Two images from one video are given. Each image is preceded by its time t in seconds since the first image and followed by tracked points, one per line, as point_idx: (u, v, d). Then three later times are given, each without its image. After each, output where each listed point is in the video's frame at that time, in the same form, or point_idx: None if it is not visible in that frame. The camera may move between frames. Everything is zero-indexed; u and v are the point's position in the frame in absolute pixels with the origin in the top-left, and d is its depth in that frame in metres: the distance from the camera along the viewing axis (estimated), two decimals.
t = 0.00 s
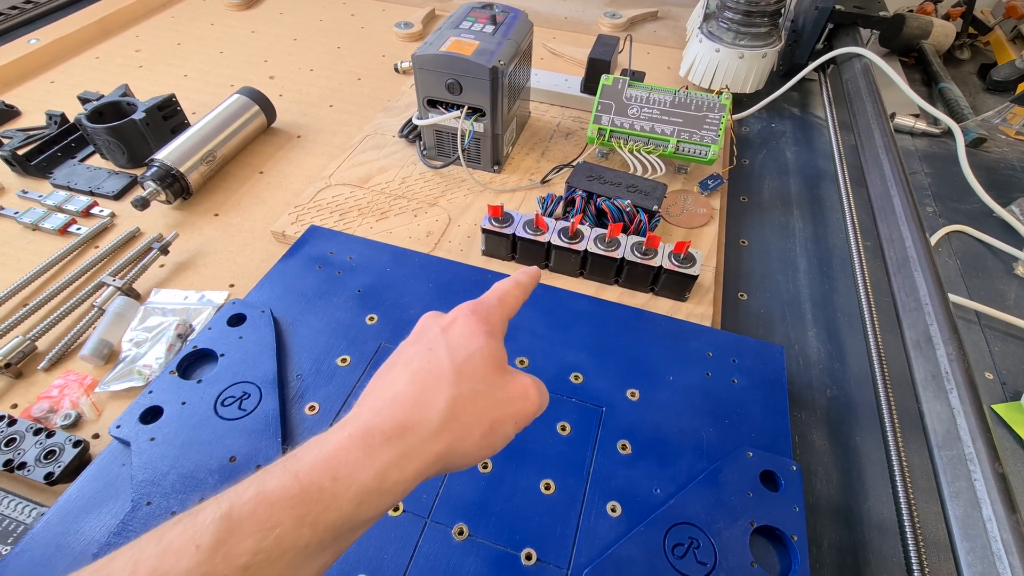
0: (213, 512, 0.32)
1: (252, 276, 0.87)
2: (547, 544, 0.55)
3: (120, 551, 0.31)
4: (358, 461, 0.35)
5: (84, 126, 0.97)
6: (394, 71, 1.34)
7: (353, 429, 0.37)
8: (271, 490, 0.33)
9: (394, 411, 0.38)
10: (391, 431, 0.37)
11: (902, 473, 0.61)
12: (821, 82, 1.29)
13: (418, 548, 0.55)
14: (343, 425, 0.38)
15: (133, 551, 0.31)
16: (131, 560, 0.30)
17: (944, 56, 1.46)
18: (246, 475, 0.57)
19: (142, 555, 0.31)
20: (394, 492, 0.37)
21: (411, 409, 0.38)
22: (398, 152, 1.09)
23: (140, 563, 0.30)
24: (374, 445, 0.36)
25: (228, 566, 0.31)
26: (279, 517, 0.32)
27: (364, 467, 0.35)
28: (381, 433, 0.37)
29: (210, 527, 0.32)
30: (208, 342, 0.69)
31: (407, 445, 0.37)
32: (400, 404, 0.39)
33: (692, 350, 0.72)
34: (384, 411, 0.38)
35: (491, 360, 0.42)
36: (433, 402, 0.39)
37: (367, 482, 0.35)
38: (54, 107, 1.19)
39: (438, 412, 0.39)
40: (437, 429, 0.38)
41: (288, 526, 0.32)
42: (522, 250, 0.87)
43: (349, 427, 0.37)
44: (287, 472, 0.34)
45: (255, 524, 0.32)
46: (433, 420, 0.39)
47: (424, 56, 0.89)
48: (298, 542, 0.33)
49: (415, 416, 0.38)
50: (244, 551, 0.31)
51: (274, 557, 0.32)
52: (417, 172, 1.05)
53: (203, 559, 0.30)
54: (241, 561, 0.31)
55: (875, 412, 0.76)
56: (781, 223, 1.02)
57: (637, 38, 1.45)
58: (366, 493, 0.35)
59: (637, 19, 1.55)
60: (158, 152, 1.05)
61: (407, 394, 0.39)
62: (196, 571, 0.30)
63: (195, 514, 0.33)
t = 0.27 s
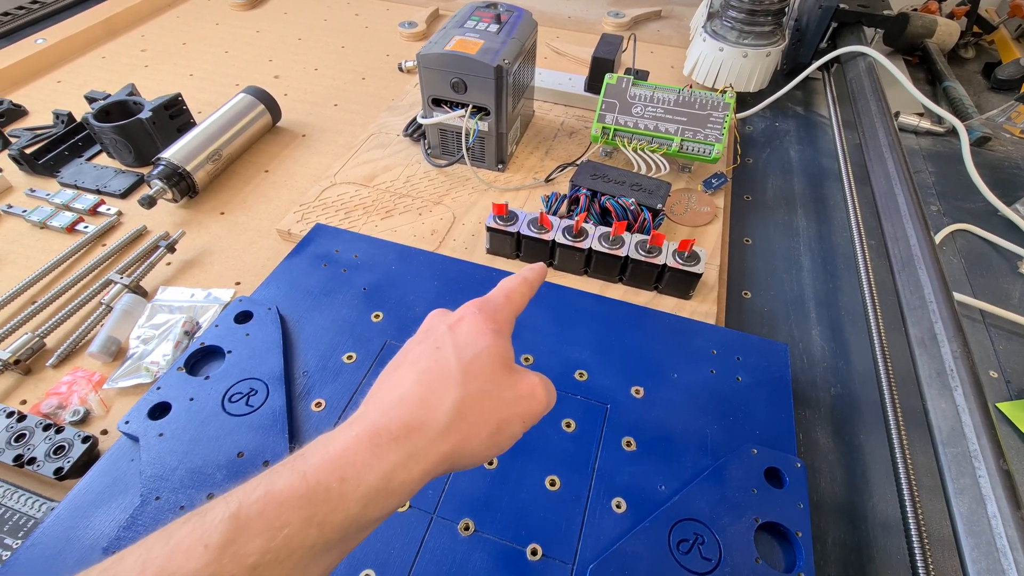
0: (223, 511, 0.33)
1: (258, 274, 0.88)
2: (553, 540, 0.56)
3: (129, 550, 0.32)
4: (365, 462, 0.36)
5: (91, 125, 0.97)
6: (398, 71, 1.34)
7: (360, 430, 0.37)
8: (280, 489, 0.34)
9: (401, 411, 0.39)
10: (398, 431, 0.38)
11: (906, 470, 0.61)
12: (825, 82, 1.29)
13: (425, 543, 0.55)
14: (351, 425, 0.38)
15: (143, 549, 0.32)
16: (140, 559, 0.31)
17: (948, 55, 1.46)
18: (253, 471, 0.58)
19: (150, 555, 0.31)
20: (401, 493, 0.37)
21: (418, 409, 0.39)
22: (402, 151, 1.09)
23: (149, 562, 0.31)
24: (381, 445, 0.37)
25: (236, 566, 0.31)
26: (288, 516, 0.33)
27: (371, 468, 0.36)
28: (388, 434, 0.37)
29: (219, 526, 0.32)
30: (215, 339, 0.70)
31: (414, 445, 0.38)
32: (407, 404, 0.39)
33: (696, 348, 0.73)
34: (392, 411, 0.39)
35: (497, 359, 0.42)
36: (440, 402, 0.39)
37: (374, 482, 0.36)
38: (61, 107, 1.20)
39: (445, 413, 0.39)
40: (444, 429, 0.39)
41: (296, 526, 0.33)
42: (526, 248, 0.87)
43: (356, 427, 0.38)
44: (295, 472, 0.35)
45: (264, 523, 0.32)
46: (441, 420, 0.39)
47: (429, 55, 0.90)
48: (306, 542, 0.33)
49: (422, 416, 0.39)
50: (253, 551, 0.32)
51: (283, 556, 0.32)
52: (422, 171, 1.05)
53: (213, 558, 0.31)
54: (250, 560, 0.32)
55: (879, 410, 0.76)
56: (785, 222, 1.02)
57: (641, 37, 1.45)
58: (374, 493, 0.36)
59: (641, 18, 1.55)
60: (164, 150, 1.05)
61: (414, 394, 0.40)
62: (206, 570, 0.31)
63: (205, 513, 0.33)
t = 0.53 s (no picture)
0: (221, 515, 0.33)
1: (258, 275, 0.88)
2: (553, 544, 0.55)
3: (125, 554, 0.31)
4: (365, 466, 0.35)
5: (92, 126, 0.97)
6: (399, 71, 1.34)
7: (361, 432, 0.37)
8: (279, 493, 0.33)
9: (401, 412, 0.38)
10: (399, 434, 0.37)
11: (909, 473, 0.61)
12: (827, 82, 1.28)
13: (424, 547, 0.55)
14: (351, 427, 0.38)
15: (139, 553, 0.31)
16: (137, 564, 0.31)
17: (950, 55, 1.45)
18: (252, 473, 0.58)
19: (147, 559, 0.31)
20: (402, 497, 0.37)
21: (421, 411, 0.38)
22: (403, 152, 1.09)
23: (145, 567, 0.30)
24: (382, 449, 0.36)
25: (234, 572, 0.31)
26: (287, 521, 0.32)
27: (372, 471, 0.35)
28: (389, 436, 0.37)
29: (217, 531, 0.32)
30: (215, 340, 0.70)
31: (416, 449, 0.37)
32: (410, 405, 0.39)
33: (697, 350, 0.72)
34: (394, 412, 0.38)
35: (502, 359, 0.42)
36: (443, 404, 0.39)
37: (375, 486, 0.35)
38: (61, 107, 1.20)
39: (449, 413, 0.39)
40: (447, 431, 0.38)
41: (295, 531, 0.33)
42: (527, 250, 0.87)
43: (357, 429, 0.37)
44: (295, 476, 0.34)
45: (262, 529, 0.32)
46: (444, 421, 0.39)
47: (429, 56, 0.89)
48: (306, 547, 0.33)
49: (424, 418, 0.38)
50: (251, 557, 0.31)
51: (281, 562, 0.32)
52: (422, 172, 1.05)
53: (210, 563, 0.31)
54: (248, 567, 0.31)
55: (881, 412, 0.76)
56: (786, 223, 1.02)
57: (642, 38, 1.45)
58: (374, 497, 0.35)
59: (642, 18, 1.55)
60: (164, 151, 1.05)
61: (416, 395, 0.39)
62: None
63: (203, 517, 0.33)
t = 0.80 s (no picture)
0: (234, 514, 0.33)
1: (262, 274, 0.88)
2: (556, 540, 0.56)
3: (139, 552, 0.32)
4: (376, 467, 0.36)
5: (96, 125, 0.98)
6: (401, 71, 1.35)
7: (372, 432, 0.37)
8: (291, 492, 0.34)
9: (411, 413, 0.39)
10: (410, 435, 0.38)
11: (909, 471, 0.61)
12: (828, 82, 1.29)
13: (427, 543, 0.55)
14: (361, 427, 0.38)
15: (154, 551, 0.32)
16: (151, 562, 0.31)
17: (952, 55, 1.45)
18: (258, 470, 0.58)
19: (161, 557, 0.31)
20: (412, 497, 0.37)
21: (431, 412, 0.39)
22: (405, 151, 1.09)
23: (159, 564, 0.31)
24: (393, 449, 0.37)
25: (247, 571, 0.31)
26: (299, 521, 0.33)
27: (383, 470, 0.36)
28: (400, 436, 0.37)
29: (230, 530, 0.32)
30: (219, 338, 0.70)
31: (426, 449, 0.38)
32: (422, 406, 0.39)
33: (699, 349, 0.73)
34: (405, 412, 0.39)
35: (512, 360, 0.43)
36: (454, 405, 0.40)
37: (386, 485, 0.36)
38: (65, 107, 1.20)
39: (460, 414, 0.39)
40: (457, 432, 0.39)
41: (308, 531, 0.33)
42: (529, 249, 0.87)
43: (368, 429, 0.38)
44: (306, 476, 0.35)
45: (275, 528, 0.32)
46: (455, 422, 0.39)
47: (432, 55, 0.90)
48: (317, 546, 0.33)
49: (434, 419, 0.39)
50: (263, 555, 0.32)
51: (294, 561, 0.33)
52: (424, 171, 1.05)
53: (224, 561, 0.31)
54: (261, 565, 0.32)
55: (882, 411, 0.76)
56: (788, 222, 1.02)
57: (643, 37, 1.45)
58: (386, 497, 0.36)
59: (643, 18, 1.55)
60: (168, 150, 1.06)
61: (427, 395, 0.40)
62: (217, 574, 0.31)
63: (215, 514, 0.33)
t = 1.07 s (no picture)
0: (233, 502, 0.34)
1: (263, 274, 0.89)
2: (554, 538, 0.56)
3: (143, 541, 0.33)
4: (371, 454, 0.36)
5: (98, 126, 0.98)
6: (402, 72, 1.35)
7: (366, 421, 0.37)
8: (288, 481, 0.34)
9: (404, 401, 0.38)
10: (404, 422, 0.37)
11: (906, 469, 0.62)
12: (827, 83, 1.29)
13: (428, 540, 0.55)
14: (356, 416, 0.38)
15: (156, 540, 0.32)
16: (154, 549, 0.32)
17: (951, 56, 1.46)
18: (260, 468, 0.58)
19: (163, 545, 0.32)
20: (409, 482, 0.37)
21: (425, 400, 0.38)
22: (406, 152, 1.10)
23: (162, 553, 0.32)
24: (388, 436, 0.36)
25: (248, 555, 0.32)
26: (297, 507, 0.33)
27: (377, 457, 0.36)
28: (394, 425, 0.37)
29: (230, 516, 0.33)
30: (221, 338, 0.70)
31: (420, 437, 0.37)
32: (415, 395, 0.39)
33: (697, 348, 0.73)
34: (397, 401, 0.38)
35: (503, 347, 0.42)
36: (447, 393, 0.39)
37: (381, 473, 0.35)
38: (68, 107, 1.21)
39: (453, 401, 0.39)
40: (450, 419, 0.38)
41: (306, 516, 0.33)
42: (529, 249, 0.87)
43: (363, 418, 0.38)
44: (304, 465, 0.35)
45: (273, 513, 0.33)
46: (448, 409, 0.38)
47: (432, 56, 0.90)
48: (314, 532, 0.34)
49: (428, 406, 0.38)
50: (263, 541, 0.32)
51: (293, 546, 0.33)
52: (425, 172, 1.06)
53: (224, 547, 0.32)
54: (260, 549, 0.32)
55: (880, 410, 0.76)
56: (786, 223, 1.02)
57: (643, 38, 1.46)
58: (381, 483, 0.35)
59: (643, 19, 1.55)
60: (170, 151, 1.06)
61: (420, 384, 0.39)
62: (218, 559, 0.31)
63: (215, 505, 0.34)
